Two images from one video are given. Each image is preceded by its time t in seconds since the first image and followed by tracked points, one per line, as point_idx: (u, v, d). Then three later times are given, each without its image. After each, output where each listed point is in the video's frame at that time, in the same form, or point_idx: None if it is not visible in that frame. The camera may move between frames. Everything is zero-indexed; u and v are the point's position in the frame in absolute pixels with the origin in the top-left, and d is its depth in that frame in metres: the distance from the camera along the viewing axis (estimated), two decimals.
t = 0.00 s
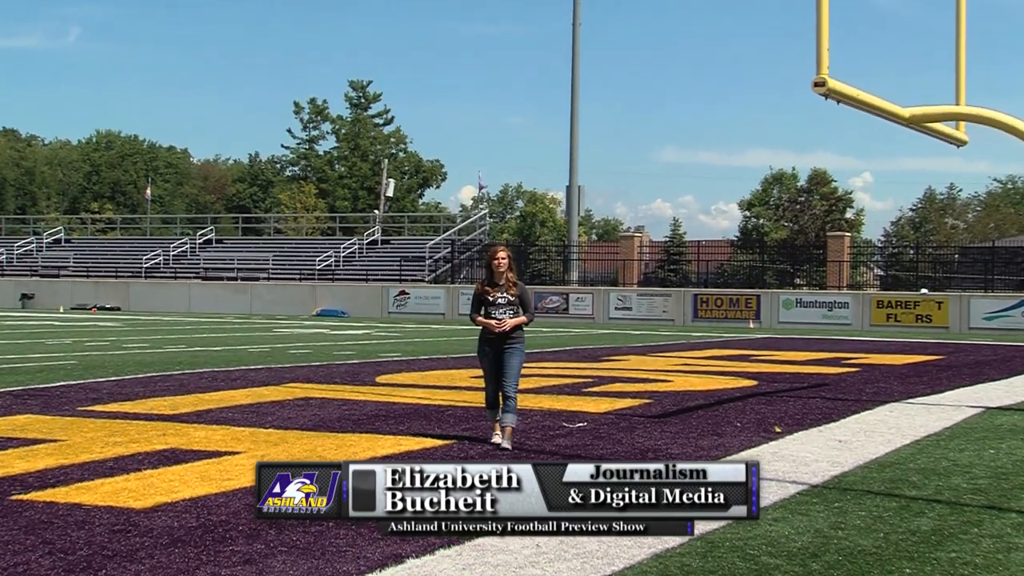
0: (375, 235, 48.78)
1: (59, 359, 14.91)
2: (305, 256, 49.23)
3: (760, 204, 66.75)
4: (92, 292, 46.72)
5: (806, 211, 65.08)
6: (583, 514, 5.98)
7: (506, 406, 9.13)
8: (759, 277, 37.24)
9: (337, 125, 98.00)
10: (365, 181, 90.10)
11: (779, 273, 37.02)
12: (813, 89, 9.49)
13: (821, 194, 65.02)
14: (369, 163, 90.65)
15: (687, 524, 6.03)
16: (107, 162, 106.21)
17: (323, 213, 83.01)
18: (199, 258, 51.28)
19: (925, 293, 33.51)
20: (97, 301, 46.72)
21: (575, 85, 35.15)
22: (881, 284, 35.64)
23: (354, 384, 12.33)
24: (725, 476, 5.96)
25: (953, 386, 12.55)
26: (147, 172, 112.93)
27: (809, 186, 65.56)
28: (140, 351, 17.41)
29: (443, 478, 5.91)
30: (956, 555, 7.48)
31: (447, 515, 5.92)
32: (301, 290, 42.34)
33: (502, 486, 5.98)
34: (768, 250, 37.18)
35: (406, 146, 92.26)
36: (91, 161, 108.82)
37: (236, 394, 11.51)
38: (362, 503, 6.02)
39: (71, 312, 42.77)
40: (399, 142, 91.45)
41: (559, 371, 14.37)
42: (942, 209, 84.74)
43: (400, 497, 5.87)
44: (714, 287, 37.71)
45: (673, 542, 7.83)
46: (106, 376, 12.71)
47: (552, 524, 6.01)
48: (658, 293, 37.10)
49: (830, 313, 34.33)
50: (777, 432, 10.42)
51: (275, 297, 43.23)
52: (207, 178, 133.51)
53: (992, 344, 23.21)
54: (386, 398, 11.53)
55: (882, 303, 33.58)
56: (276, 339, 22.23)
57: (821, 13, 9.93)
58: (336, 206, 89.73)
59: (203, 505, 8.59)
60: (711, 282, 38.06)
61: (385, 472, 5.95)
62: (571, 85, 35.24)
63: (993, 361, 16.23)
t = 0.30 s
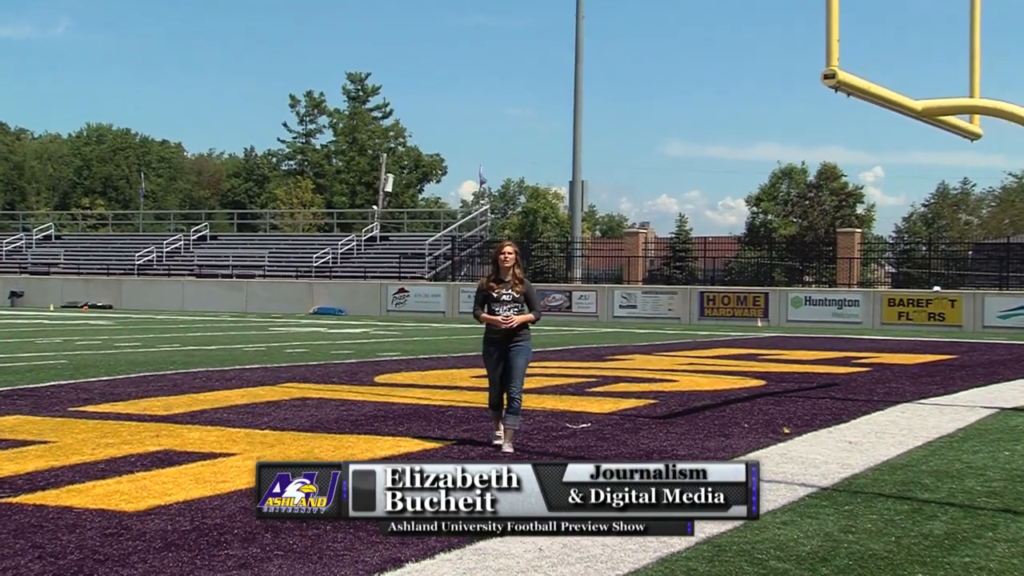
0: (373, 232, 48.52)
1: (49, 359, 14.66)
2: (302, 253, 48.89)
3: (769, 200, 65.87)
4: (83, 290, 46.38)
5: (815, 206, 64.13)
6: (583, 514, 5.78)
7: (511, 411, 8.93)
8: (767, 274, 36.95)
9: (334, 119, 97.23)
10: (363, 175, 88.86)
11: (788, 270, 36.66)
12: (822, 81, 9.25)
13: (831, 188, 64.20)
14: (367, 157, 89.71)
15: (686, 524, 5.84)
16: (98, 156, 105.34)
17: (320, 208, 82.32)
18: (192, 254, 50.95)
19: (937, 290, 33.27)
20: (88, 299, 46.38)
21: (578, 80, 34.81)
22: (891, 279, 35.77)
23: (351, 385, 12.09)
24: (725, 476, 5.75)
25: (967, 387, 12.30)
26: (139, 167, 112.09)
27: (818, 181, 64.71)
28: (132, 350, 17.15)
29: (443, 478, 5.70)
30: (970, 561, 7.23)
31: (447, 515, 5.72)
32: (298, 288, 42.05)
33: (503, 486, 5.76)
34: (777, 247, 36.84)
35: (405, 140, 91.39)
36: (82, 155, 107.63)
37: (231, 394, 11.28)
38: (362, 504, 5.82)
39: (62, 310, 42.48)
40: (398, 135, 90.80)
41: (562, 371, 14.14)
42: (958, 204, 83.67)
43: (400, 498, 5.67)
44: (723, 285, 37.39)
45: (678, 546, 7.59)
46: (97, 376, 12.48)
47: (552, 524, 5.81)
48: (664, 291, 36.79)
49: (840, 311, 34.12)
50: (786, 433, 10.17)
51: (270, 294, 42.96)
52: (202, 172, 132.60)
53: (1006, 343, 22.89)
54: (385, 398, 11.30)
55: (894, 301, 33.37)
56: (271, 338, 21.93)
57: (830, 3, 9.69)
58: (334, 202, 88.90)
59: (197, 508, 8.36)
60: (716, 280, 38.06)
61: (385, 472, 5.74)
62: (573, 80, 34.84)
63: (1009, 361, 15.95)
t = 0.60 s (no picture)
0: (371, 227, 48.26)
1: (37, 358, 14.40)
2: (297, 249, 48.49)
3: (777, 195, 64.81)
4: (73, 287, 45.96)
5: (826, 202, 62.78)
6: (582, 514, 5.84)
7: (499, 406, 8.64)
8: (775, 271, 36.46)
9: (332, 112, 96.25)
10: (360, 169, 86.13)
11: (797, 267, 36.20)
12: (832, 73, 9.01)
13: (840, 183, 63.12)
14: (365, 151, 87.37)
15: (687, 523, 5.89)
16: (89, 150, 104.39)
17: (317, 204, 81.54)
18: (185, 251, 50.61)
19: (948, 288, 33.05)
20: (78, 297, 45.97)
21: (581, 75, 34.39)
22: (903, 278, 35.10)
23: (348, 385, 11.83)
24: (725, 476, 5.77)
25: (980, 387, 12.06)
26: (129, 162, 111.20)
27: (828, 175, 63.39)
28: (122, 349, 16.94)
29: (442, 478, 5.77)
30: (985, 565, 6.99)
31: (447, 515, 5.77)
32: (294, 286, 41.75)
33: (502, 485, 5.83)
34: (786, 242, 36.33)
35: (403, 134, 90.37)
36: (70, 149, 104.96)
37: (225, 394, 11.05)
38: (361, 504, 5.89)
39: (54, 308, 42.10)
40: (396, 130, 90.77)
41: (564, 370, 13.89)
42: (969, 199, 82.53)
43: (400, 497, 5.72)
44: (729, 282, 36.72)
45: (684, 549, 7.31)
46: (86, 376, 12.22)
47: (552, 524, 5.87)
48: (669, 289, 36.56)
49: (851, 309, 33.80)
50: (794, 434, 9.92)
51: (266, 292, 42.65)
52: (196, 166, 131.55)
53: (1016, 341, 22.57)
54: (383, 398, 11.07)
55: (906, 299, 33.15)
56: (264, 336, 21.63)
57: None
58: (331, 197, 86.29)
59: (190, 512, 8.12)
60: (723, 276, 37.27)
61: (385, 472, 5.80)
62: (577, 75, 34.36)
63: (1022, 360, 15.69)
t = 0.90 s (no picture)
0: (368, 223, 47.93)
1: (26, 358, 14.17)
2: (292, 247, 48.12)
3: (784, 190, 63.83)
4: (62, 285, 45.53)
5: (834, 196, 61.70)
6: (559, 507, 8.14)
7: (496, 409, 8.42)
8: (782, 268, 36.08)
9: (328, 106, 95.24)
10: (356, 165, 86.30)
11: (805, 265, 35.92)
12: (841, 65, 8.79)
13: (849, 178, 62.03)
14: (361, 146, 86.67)
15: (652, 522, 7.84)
16: (78, 144, 103.21)
17: (312, 199, 80.67)
18: (176, 247, 50.15)
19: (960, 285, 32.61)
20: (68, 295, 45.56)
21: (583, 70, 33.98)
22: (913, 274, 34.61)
23: (345, 384, 11.62)
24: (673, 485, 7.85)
25: (992, 387, 11.84)
26: (120, 155, 110.16)
27: (837, 169, 62.03)
28: (113, 348, 16.73)
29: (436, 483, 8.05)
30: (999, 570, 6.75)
31: (446, 516, 7.84)
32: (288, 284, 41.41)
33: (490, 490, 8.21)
34: (793, 240, 36.09)
35: (401, 128, 89.00)
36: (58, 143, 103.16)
37: (219, 395, 10.84)
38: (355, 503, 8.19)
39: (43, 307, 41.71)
40: (393, 124, 88.89)
41: (565, 370, 13.68)
42: (982, 194, 81.26)
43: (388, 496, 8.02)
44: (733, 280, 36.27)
45: (689, 553, 7.09)
46: (75, 376, 12.01)
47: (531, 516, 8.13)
48: (673, 288, 36.19)
49: (859, 308, 33.50)
50: (802, 435, 9.71)
51: (260, 291, 42.28)
52: (187, 161, 130.21)
53: None
54: (380, 399, 10.87)
55: (916, 297, 32.81)
56: (256, 335, 21.31)
57: None
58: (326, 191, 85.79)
59: (182, 515, 7.90)
60: (728, 273, 36.85)
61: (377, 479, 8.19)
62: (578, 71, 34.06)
63: None
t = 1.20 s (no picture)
0: (364, 220, 47.51)
1: (13, 359, 13.92)
2: (287, 244, 47.75)
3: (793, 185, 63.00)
4: (51, 284, 45.08)
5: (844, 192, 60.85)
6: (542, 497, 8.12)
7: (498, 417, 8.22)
8: (790, 267, 35.37)
9: (324, 101, 94.42)
10: (352, 161, 84.56)
11: (813, 263, 35.33)
12: (851, 58, 8.56)
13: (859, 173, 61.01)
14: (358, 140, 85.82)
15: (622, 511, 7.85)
16: (66, 139, 102.20)
17: (308, 194, 79.97)
18: (168, 245, 49.69)
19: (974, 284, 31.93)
20: (57, 294, 45.10)
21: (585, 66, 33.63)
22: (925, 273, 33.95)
23: (341, 385, 11.39)
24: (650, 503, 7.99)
25: (1006, 389, 11.57)
26: (110, 151, 109.22)
27: (846, 165, 61.09)
28: (101, 348, 16.50)
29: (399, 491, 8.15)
30: None
31: (442, 516, 7.70)
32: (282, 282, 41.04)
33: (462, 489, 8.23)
34: (801, 237, 35.24)
35: (397, 123, 86.95)
36: (46, 138, 102.24)
37: (211, 396, 10.61)
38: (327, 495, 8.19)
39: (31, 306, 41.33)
40: (391, 118, 85.60)
41: (567, 371, 13.43)
42: (996, 191, 80.05)
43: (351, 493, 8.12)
44: (738, 279, 35.78)
45: (693, 559, 6.85)
46: (63, 377, 11.78)
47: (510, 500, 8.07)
48: (677, 287, 35.73)
49: (869, 307, 32.90)
50: (810, 438, 9.47)
51: (252, 291, 41.89)
52: (178, 155, 129.10)
53: None
54: (376, 400, 10.65)
55: (927, 296, 32.21)
56: (248, 335, 21.05)
57: None
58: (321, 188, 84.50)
59: (173, 520, 7.65)
60: (734, 272, 36.20)
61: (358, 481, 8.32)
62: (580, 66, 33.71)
63: None
